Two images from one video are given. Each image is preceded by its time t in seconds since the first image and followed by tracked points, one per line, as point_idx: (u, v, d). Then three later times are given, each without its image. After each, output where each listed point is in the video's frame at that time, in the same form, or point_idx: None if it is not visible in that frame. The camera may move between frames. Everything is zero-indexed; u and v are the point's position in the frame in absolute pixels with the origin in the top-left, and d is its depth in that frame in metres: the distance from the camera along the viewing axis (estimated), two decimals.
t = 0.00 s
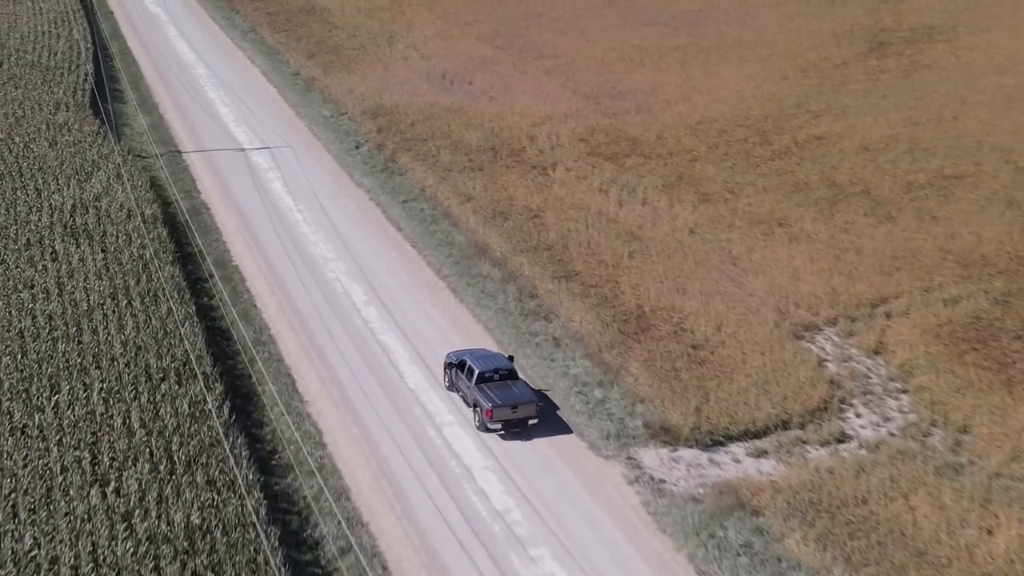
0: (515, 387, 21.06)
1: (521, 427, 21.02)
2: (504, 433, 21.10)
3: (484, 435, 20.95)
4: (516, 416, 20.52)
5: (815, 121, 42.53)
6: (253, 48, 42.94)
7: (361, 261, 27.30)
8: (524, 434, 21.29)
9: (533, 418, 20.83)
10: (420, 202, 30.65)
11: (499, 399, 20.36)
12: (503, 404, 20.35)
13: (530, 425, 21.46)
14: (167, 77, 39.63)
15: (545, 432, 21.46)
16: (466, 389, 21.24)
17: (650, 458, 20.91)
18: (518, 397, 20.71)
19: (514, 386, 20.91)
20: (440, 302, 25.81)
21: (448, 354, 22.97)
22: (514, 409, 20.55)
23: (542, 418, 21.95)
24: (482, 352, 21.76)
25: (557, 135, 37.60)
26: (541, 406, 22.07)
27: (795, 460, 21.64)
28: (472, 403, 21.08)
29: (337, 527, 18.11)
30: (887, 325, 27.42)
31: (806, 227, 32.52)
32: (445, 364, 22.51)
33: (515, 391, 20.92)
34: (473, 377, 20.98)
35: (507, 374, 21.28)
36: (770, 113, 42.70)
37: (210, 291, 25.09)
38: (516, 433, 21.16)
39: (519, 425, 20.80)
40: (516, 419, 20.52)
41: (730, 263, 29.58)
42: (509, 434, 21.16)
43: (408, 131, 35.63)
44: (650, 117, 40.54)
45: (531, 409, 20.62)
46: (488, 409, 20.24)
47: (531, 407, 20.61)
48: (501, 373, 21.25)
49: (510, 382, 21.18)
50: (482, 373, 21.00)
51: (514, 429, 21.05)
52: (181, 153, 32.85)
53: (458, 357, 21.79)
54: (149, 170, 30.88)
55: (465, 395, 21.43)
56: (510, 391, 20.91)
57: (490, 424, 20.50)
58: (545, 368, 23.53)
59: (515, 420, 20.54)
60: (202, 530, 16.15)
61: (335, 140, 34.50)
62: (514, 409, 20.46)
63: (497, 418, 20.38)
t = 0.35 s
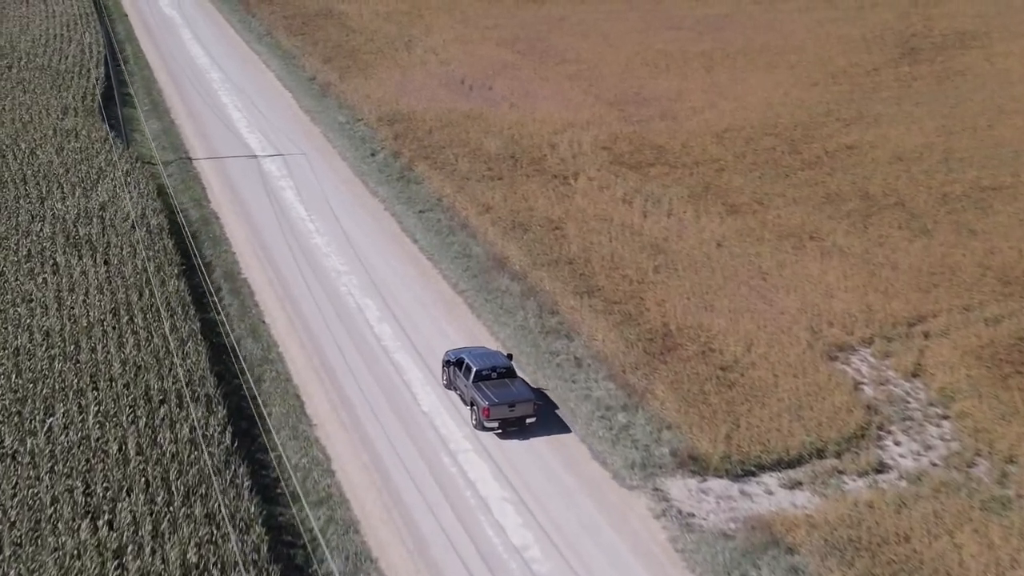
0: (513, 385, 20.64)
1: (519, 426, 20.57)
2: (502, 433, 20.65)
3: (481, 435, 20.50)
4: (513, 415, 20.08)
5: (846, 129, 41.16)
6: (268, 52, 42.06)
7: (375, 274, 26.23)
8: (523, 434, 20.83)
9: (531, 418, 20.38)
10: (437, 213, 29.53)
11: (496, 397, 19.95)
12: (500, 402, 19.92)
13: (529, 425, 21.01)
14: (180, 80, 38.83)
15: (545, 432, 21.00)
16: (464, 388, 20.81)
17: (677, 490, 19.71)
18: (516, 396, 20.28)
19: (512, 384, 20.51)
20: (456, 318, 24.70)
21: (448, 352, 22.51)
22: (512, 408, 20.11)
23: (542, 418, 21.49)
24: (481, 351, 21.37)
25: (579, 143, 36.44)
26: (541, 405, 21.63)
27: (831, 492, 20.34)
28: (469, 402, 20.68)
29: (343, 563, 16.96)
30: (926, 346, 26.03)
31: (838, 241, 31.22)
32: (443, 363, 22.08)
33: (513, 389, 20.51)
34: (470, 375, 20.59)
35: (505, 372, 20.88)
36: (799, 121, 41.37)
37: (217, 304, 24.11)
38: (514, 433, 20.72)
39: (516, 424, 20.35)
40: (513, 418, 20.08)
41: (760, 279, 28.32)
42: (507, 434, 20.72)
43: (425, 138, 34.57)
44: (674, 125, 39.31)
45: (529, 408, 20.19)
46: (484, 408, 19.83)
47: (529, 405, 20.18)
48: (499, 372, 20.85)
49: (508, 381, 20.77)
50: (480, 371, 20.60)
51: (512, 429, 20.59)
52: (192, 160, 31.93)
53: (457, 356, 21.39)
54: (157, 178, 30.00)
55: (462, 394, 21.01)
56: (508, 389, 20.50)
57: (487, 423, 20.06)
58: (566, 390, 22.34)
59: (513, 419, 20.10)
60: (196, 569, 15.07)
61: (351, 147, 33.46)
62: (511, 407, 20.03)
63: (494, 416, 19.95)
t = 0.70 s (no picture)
0: (510, 383, 20.34)
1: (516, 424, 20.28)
2: (499, 431, 20.35)
3: (477, 433, 20.20)
4: (510, 413, 19.78)
5: (874, 136, 39.91)
6: (281, 55, 41.22)
7: (387, 287, 25.23)
8: (519, 431, 20.56)
9: (528, 415, 20.09)
10: (452, 222, 28.51)
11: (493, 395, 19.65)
12: (497, 400, 19.63)
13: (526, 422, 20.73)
14: (190, 83, 38.02)
15: (542, 430, 20.71)
16: (461, 386, 20.51)
17: (703, 521, 18.58)
18: (513, 394, 19.99)
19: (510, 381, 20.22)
20: (470, 333, 23.67)
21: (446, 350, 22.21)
22: (509, 406, 19.82)
23: (539, 416, 21.20)
24: (478, 348, 21.05)
25: (599, 150, 35.36)
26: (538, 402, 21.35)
27: (866, 524, 19.12)
28: (466, 399, 20.40)
29: None
30: (963, 365, 24.74)
31: (868, 253, 30.02)
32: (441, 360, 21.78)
33: (510, 387, 20.21)
34: (468, 373, 20.27)
35: (502, 369, 20.58)
36: (826, 128, 40.16)
37: (222, 317, 23.15)
38: (511, 431, 20.41)
39: (513, 423, 20.06)
40: (510, 416, 19.79)
41: (787, 293, 27.16)
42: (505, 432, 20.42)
43: (440, 144, 33.58)
44: (697, 132, 38.18)
45: (527, 406, 19.89)
46: (481, 406, 19.53)
47: (526, 403, 19.89)
48: (496, 369, 20.55)
49: (506, 379, 20.45)
50: (477, 369, 20.30)
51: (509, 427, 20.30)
52: (201, 166, 31.01)
53: (454, 353, 21.06)
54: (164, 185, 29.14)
55: (459, 392, 20.71)
56: (506, 388, 20.18)
57: (484, 421, 19.78)
58: (587, 412, 21.22)
59: (510, 417, 19.80)
60: None
61: (365, 154, 32.50)
62: (508, 406, 19.73)
63: (491, 415, 19.66)
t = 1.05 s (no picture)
0: (507, 380, 19.99)
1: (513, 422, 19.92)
2: (496, 429, 19.98)
3: (474, 431, 19.82)
4: (507, 411, 19.43)
5: (906, 145, 38.50)
6: (295, 59, 40.29)
7: (399, 301, 24.17)
8: (516, 430, 20.21)
9: (525, 414, 19.73)
10: (468, 233, 27.39)
11: (490, 393, 19.30)
12: (494, 397, 19.28)
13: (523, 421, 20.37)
14: (201, 88, 37.13)
15: (540, 429, 20.35)
16: (458, 383, 20.16)
17: (734, 559, 17.37)
18: (510, 392, 19.63)
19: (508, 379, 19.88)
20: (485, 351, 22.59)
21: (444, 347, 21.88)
22: (506, 404, 19.46)
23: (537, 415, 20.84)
24: (476, 345, 20.71)
25: (621, 158, 34.17)
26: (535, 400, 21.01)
27: (909, 562, 17.74)
28: (462, 396, 20.04)
29: None
30: (1007, 389, 23.28)
31: (903, 268, 28.66)
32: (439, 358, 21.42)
33: (507, 384, 19.85)
34: (465, 370, 19.92)
35: (500, 367, 20.24)
36: (856, 136, 38.80)
37: (227, 333, 22.12)
38: (507, 429, 20.08)
39: (510, 421, 19.70)
40: (507, 414, 19.44)
41: (819, 311, 25.86)
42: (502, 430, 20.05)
43: (457, 152, 32.49)
44: (722, 140, 36.94)
45: (524, 404, 19.53)
46: (478, 403, 19.17)
47: (523, 401, 19.53)
48: (494, 367, 20.20)
49: (504, 376, 20.12)
50: (474, 366, 19.95)
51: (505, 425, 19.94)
52: (209, 174, 30.02)
53: (451, 350, 20.70)
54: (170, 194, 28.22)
55: (456, 389, 20.35)
56: (503, 385, 19.82)
57: (480, 419, 19.41)
58: (610, 439, 19.98)
59: (507, 415, 19.45)
60: None
61: (379, 161, 31.42)
62: (505, 403, 19.37)
63: (488, 412, 19.29)
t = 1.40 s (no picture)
0: (505, 379, 19.60)
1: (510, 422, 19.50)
2: (493, 428, 19.58)
3: (471, 431, 19.41)
4: (504, 409, 19.03)
5: (936, 155, 37.22)
6: (308, 63, 39.43)
7: (411, 316, 23.15)
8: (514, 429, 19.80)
9: (523, 413, 19.31)
10: (482, 245, 26.36)
11: (487, 391, 18.91)
12: (490, 395, 18.89)
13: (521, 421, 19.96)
14: (211, 92, 36.31)
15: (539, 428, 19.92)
16: (455, 381, 19.80)
17: None
18: (508, 390, 19.23)
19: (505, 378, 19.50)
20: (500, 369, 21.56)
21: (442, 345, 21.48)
22: (504, 402, 19.05)
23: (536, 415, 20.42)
24: (473, 344, 20.35)
25: (640, 167, 33.08)
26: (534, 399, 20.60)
27: None
28: (459, 395, 19.66)
29: None
30: None
31: (936, 283, 27.44)
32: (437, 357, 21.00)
33: (505, 383, 19.46)
34: (462, 368, 19.56)
35: (497, 365, 19.87)
36: (884, 145, 37.57)
37: (230, 349, 21.16)
38: (505, 428, 19.70)
39: (508, 420, 19.29)
40: (504, 413, 19.02)
41: (849, 329, 24.69)
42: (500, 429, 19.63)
43: (472, 159, 31.49)
44: (746, 148, 35.80)
45: (522, 403, 19.12)
46: (474, 401, 18.79)
47: (521, 400, 19.11)
48: (491, 365, 19.83)
49: (501, 375, 19.75)
50: (471, 364, 19.59)
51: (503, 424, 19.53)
52: (217, 181, 29.10)
53: (449, 348, 20.34)
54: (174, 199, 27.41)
55: (453, 388, 19.98)
56: (501, 384, 19.44)
57: (477, 418, 19.01)
58: (632, 467, 18.88)
59: (504, 414, 19.04)
60: None
61: (392, 170, 30.42)
62: (502, 402, 18.97)
63: (484, 411, 18.89)
